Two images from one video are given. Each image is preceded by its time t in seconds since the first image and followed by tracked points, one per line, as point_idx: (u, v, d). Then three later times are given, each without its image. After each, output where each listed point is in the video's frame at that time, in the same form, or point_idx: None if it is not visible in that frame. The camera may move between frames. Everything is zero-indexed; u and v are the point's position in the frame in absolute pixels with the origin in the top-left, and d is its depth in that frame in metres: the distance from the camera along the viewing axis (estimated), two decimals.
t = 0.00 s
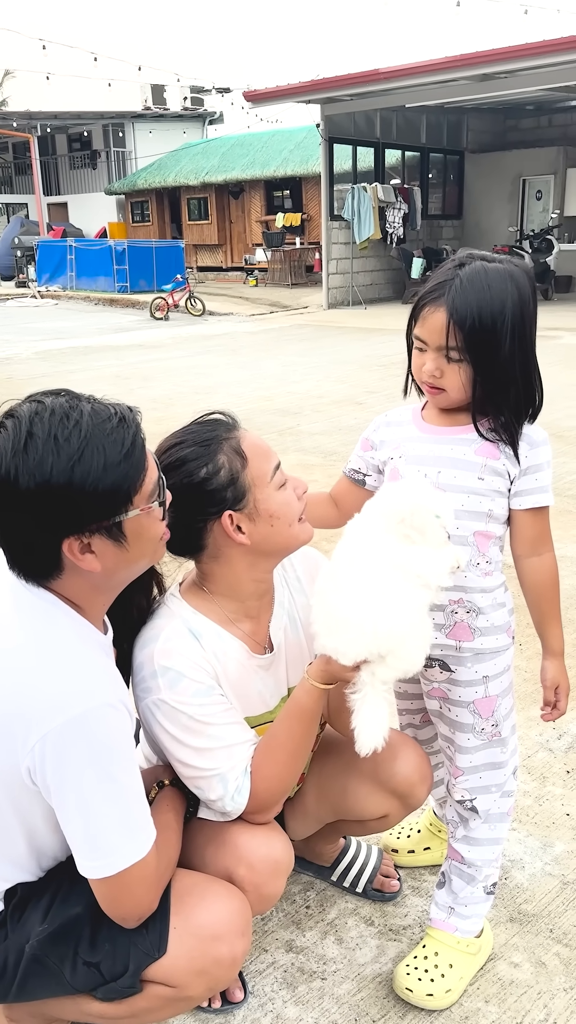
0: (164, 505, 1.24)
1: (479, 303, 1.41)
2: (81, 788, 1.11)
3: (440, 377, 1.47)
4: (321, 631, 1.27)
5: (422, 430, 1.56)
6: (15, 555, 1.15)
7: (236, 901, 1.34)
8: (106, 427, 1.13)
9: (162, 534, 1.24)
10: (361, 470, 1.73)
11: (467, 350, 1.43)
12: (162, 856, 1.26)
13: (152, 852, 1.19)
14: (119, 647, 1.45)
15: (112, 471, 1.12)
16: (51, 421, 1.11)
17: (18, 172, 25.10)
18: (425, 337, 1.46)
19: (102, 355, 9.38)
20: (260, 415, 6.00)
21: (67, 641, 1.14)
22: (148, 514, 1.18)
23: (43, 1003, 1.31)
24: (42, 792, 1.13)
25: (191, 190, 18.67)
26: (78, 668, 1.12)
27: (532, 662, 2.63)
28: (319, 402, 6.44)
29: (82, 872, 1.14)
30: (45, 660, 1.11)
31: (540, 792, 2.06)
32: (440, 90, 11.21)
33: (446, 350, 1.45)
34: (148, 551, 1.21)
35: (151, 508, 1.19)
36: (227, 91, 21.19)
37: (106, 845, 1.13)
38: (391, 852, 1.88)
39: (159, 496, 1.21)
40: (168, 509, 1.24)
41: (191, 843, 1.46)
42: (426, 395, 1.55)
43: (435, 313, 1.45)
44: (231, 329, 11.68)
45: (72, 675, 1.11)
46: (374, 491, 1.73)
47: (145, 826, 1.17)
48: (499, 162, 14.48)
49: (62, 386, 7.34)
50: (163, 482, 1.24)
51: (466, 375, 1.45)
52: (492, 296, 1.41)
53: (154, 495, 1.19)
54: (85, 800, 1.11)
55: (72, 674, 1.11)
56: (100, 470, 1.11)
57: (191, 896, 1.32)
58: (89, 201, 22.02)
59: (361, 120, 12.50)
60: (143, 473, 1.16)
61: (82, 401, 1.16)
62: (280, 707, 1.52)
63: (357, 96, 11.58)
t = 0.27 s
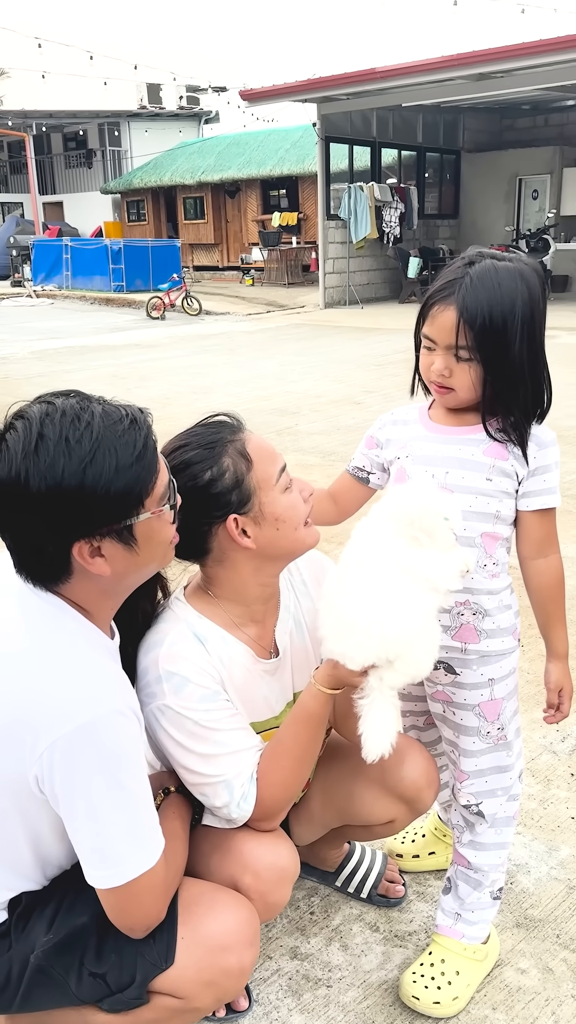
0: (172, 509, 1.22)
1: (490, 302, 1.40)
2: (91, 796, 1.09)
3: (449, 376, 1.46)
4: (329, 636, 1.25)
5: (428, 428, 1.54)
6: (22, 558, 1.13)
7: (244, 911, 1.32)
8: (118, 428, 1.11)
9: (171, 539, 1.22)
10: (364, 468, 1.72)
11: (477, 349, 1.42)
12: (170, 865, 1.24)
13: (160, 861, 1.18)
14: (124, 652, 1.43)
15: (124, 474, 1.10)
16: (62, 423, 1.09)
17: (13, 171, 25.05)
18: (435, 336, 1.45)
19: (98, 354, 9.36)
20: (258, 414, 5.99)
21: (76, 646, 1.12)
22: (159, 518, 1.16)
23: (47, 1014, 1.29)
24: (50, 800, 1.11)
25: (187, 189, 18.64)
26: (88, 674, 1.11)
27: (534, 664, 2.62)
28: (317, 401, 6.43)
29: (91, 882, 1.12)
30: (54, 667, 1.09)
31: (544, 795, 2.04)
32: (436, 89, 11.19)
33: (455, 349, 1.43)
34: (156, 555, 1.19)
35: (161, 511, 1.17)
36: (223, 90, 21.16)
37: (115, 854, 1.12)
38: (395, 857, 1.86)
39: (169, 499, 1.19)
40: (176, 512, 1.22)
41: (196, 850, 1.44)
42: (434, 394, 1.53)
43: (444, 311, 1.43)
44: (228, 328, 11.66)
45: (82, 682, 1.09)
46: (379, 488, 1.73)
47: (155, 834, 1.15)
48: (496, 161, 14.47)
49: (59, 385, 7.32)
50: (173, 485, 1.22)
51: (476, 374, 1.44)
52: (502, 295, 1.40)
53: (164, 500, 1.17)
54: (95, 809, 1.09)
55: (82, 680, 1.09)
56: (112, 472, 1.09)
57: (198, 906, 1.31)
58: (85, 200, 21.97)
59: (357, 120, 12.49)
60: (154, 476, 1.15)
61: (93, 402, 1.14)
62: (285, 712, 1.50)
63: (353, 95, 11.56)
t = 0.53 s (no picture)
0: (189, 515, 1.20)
1: (513, 302, 1.37)
2: (105, 808, 1.06)
3: (470, 377, 1.43)
4: (347, 643, 1.23)
5: (446, 429, 1.52)
6: (34, 564, 1.11)
7: (259, 924, 1.30)
8: (135, 432, 1.08)
9: (187, 544, 1.19)
10: (379, 469, 1.70)
11: (499, 349, 1.40)
12: (184, 877, 1.22)
13: (175, 874, 1.15)
14: (136, 657, 1.40)
15: (142, 478, 1.08)
16: (78, 427, 1.07)
17: (9, 170, 24.98)
18: (456, 336, 1.43)
19: (96, 354, 9.32)
20: (258, 414, 5.96)
21: (90, 655, 1.10)
22: (175, 522, 1.14)
23: None
24: (63, 813, 1.08)
25: (184, 188, 18.59)
26: (103, 683, 1.08)
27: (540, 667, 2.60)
28: (317, 401, 6.40)
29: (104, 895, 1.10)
30: (68, 676, 1.06)
31: (555, 800, 2.02)
32: (433, 89, 11.17)
33: (477, 349, 1.41)
34: (172, 562, 1.17)
35: (177, 516, 1.15)
36: (220, 89, 21.12)
37: (130, 867, 1.09)
38: (406, 864, 1.84)
39: (186, 504, 1.16)
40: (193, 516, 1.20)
41: (208, 860, 1.42)
42: (452, 394, 1.51)
43: (466, 311, 1.41)
44: (226, 328, 11.63)
45: (97, 692, 1.07)
46: (393, 489, 1.71)
47: (170, 847, 1.13)
48: (493, 160, 14.45)
49: (58, 385, 7.28)
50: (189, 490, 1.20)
51: (497, 374, 1.42)
52: (526, 295, 1.38)
53: (181, 504, 1.15)
54: (109, 822, 1.07)
55: (98, 690, 1.07)
56: (129, 477, 1.07)
57: (213, 919, 1.29)
58: (81, 199, 21.91)
59: (354, 119, 12.48)
60: (171, 481, 1.12)
61: (109, 405, 1.12)
62: (298, 719, 1.48)
63: (350, 94, 11.54)
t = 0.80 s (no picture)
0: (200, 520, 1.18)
1: (534, 305, 1.36)
2: (116, 819, 1.04)
3: (488, 379, 1.42)
4: (360, 650, 1.21)
5: (461, 432, 1.51)
6: (42, 568, 1.08)
7: (268, 934, 1.29)
8: (147, 435, 1.06)
9: (198, 550, 1.18)
10: (394, 472, 1.68)
11: (518, 352, 1.38)
12: (194, 887, 1.21)
13: (185, 884, 1.13)
14: (144, 662, 1.38)
15: (154, 483, 1.06)
16: (89, 430, 1.05)
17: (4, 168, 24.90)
18: (474, 338, 1.41)
19: (92, 352, 9.29)
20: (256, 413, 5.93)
21: (101, 662, 1.08)
22: (186, 528, 1.12)
23: None
24: (72, 823, 1.06)
25: (179, 186, 18.54)
26: (115, 691, 1.06)
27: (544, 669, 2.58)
28: (315, 400, 6.38)
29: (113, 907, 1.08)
30: (79, 683, 1.05)
31: (561, 804, 2.01)
32: (430, 87, 11.16)
33: (496, 352, 1.39)
34: (182, 567, 1.15)
35: (189, 521, 1.13)
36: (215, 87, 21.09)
37: (140, 878, 1.07)
38: (412, 870, 1.82)
39: (197, 508, 1.15)
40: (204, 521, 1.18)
41: (216, 868, 1.41)
42: (467, 396, 1.50)
43: (484, 313, 1.39)
44: (222, 327, 11.59)
45: (109, 700, 1.05)
46: (408, 493, 1.69)
47: (180, 857, 1.11)
48: (490, 159, 14.43)
49: (54, 384, 7.25)
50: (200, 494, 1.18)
51: (516, 377, 1.40)
52: (547, 298, 1.36)
53: (193, 510, 1.13)
54: (120, 832, 1.05)
55: (110, 698, 1.05)
56: (141, 481, 1.05)
57: (222, 931, 1.27)
58: (76, 198, 21.85)
59: (350, 118, 12.46)
60: (182, 486, 1.10)
61: (120, 408, 1.10)
62: (308, 725, 1.47)
63: (346, 93, 11.51)
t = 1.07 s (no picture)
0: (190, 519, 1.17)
1: (530, 299, 1.35)
2: (104, 820, 1.03)
3: (486, 375, 1.40)
4: (352, 650, 1.20)
5: (459, 429, 1.50)
6: (29, 566, 1.07)
7: (260, 936, 1.27)
8: (134, 432, 1.05)
9: (188, 547, 1.16)
10: (393, 470, 1.67)
11: (515, 347, 1.37)
12: (185, 888, 1.20)
13: (175, 885, 1.12)
14: (134, 661, 1.36)
15: (143, 479, 1.05)
16: (77, 426, 1.03)
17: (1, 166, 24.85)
18: (470, 333, 1.40)
19: (88, 350, 9.24)
20: (252, 411, 5.92)
21: (90, 662, 1.06)
22: (176, 525, 1.11)
23: None
24: (60, 824, 1.05)
25: (176, 184, 18.50)
26: (104, 691, 1.05)
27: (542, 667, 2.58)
28: (312, 398, 6.36)
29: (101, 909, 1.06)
30: (67, 683, 1.03)
31: (556, 803, 2.00)
32: (426, 85, 11.14)
33: (493, 347, 1.38)
34: (172, 564, 1.13)
35: (179, 519, 1.12)
36: (213, 85, 21.06)
37: (129, 880, 1.06)
38: (407, 870, 1.81)
39: (186, 506, 1.13)
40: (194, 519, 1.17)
41: (206, 869, 1.39)
42: (465, 393, 1.49)
43: (480, 308, 1.38)
44: (218, 325, 11.56)
45: (97, 699, 1.03)
46: (407, 490, 1.67)
47: (170, 858, 1.10)
48: (487, 157, 14.41)
49: (50, 382, 7.22)
50: (191, 491, 1.16)
51: (513, 373, 1.39)
52: (543, 292, 1.35)
53: (183, 508, 1.12)
54: (109, 833, 1.04)
55: (99, 697, 1.04)
56: (129, 478, 1.03)
57: (212, 932, 1.26)
58: (73, 196, 21.81)
59: (347, 116, 12.44)
60: (172, 483, 1.09)
61: (108, 404, 1.08)
62: (299, 725, 1.46)
63: (343, 91, 11.47)
